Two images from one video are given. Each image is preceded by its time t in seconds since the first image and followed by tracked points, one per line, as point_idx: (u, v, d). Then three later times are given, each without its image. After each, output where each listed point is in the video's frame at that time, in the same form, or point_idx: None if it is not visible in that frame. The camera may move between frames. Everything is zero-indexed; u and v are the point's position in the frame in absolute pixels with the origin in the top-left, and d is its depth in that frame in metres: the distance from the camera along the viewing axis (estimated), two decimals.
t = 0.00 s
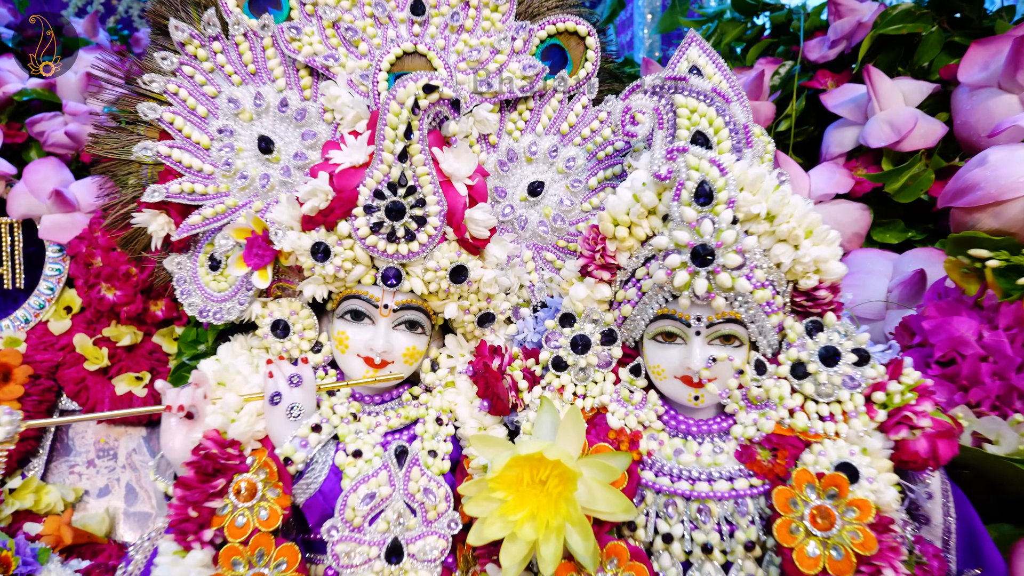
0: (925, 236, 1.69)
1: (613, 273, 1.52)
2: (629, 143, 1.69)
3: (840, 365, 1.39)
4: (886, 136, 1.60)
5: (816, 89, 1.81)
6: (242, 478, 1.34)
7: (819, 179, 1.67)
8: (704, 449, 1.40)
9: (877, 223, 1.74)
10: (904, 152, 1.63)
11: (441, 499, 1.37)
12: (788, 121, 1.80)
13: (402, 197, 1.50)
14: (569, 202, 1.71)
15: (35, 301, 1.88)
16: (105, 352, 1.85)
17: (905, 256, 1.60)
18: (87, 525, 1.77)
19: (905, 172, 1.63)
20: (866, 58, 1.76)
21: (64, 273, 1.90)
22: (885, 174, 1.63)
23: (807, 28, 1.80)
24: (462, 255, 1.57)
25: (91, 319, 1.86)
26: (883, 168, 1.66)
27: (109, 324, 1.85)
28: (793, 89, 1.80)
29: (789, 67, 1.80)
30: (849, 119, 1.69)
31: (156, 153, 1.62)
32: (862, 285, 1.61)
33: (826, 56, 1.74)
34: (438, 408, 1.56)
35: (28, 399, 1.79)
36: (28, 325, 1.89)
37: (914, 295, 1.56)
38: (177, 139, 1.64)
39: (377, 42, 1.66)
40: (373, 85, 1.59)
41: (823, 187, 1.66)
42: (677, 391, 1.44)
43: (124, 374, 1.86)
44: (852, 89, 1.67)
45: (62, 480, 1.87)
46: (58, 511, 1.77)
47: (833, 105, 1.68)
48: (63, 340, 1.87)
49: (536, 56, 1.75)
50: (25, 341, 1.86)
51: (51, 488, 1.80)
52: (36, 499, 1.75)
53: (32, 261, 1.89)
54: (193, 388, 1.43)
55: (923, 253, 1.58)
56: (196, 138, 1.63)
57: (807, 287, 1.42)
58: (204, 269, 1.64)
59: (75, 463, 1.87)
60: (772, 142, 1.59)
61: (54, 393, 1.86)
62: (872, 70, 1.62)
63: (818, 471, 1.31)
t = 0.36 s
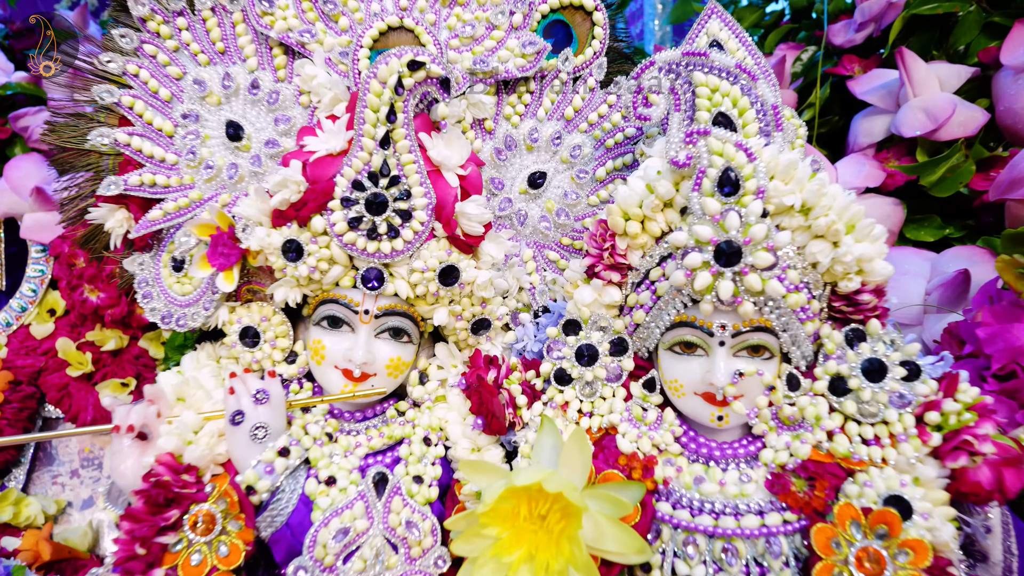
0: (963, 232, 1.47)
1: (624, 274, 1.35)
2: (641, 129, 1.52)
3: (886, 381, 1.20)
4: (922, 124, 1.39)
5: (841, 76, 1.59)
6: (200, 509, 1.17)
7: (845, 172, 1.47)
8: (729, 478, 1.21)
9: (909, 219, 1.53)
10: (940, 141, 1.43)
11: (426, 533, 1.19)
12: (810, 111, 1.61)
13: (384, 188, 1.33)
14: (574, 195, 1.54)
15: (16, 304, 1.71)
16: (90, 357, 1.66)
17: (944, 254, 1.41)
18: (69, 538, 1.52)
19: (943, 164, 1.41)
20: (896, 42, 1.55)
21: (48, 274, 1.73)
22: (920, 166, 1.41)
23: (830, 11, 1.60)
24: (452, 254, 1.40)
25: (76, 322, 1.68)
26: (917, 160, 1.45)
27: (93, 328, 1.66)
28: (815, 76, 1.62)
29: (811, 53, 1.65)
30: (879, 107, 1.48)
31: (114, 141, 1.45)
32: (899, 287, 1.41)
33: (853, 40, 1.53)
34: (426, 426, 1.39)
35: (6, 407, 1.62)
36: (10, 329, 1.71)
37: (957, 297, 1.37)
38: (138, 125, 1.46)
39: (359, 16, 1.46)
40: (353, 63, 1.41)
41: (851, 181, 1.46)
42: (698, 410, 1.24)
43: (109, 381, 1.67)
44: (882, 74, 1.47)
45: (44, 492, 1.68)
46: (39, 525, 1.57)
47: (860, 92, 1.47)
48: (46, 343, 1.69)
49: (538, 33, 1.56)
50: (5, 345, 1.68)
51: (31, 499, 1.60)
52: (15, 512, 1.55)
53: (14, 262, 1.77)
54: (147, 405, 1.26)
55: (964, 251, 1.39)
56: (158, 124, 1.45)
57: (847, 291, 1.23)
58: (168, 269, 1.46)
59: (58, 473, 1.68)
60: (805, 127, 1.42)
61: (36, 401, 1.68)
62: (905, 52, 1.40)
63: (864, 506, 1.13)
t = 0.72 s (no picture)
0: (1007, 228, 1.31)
1: (637, 273, 1.23)
2: (656, 115, 1.39)
3: (932, 394, 1.06)
4: (962, 112, 1.24)
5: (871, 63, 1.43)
6: (168, 531, 1.05)
7: (876, 165, 1.33)
8: (755, 501, 1.07)
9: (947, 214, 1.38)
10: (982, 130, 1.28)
11: (414, 561, 1.08)
12: (838, 99, 1.45)
13: (371, 178, 1.21)
14: (584, 186, 1.41)
15: (16, 303, 1.59)
16: (90, 358, 1.54)
17: (987, 251, 1.25)
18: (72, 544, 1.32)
19: (985, 154, 1.26)
20: (932, 25, 1.39)
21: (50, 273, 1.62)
22: (959, 156, 1.27)
23: None
24: (448, 252, 1.27)
25: (77, 322, 1.56)
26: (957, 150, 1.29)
27: (93, 328, 1.56)
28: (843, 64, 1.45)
29: (839, 39, 1.47)
30: (913, 94, 1.33)
31: (86, 130, 1.34)
32: (941, 288, 1.25)
33: (885, 24, 1.37)
34: (420, 439, 1.28)
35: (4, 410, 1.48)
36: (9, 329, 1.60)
37: (1002, 299, 1.21)
38: (112, 113, 1.36)
39: None
40: (340, 43, 1.29)
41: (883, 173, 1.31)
42: (718, 425, 1.11)
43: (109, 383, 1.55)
44: (918, 58, 1.31)
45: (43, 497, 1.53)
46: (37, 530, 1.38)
47: (893, 79, 1.32)
48: (46, 345, 1.57)
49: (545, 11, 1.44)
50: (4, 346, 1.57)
51: (29, 504, 1.39)
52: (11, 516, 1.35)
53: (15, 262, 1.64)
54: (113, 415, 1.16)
55: (1010, 247, 1.23)
56: (133, 112, 1.35)
57: (888, 292, 1.10)
58: (144, 268, 1.35)
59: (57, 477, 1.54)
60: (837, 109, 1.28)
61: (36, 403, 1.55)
62: (943, 33, 1.25)
63: (908, 537, 0.99)
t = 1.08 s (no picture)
0: None
1: (654, 271, 1.16)
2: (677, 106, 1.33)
3: (975, 401, 0.98)
4: (1006, 101, 1.15)
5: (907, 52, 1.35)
6: (165, 536, 1.03)
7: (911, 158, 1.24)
8: (779, 515, 1.00)
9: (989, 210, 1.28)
10: None
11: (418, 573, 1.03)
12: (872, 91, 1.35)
13: (376, 172, 1.17)
14: (601, 180, 1.35)
15: (41, 303, 1.60)
16: (113, 358, 1.56)
17: None
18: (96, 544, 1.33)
19: None
20: (973, 10, 1.29)
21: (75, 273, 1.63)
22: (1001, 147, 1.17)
23: None
24: (456, 249, 1.22)
25: (100, 322, 1.58)
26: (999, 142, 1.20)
27: (117, 327, 1.57)
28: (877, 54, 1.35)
29: (872, 28, 1.37)
30: (953, 83, 1.24)
31: (93, 127, 1.32)
32: (982, 287, 1.16)
33: (921, 12, 1.29)
34: (426, 444, 1.23)
35: (31, 408, 1.48)
36: (36, 329, 1.61)
37: None
38: (118, 110, 1.33)
39: None
40: (347, 33, 1.24)
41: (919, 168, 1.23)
42: (739, 431, 1.05)
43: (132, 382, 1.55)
44: (957, 46, 1.23)
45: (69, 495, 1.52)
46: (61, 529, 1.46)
47: (929, 68, 1.23)
48: (71, 344, 1.58)
49: None
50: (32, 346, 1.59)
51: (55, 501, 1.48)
52: (36, 515, 1.44)
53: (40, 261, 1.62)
54: (112, 417, 1.13)
55: None
56: (140, 108, 1.33)
57: (926, 290, 1.02)
58: (150, 266, 1.32)
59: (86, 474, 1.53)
60: (871, 96, 1.20)
61: (61, 403, 1.53)
62: (984, 18, 1.17)
63: (949, 556, 0.92)
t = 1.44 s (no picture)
0: None
1: (664, 265, 1.13)
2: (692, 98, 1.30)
3: (1000, 400, 0.93)
4: None
5: (941, 43, 1.27)
6: (172, 527, 1.04)
7: (943, 151, 1.21)
8: (791, 517, 0.96)
9: None
10: None
11: (421, 569, 1.03)
12: (901, 83, 1.29)
13: (383, 167, 1.16)
14: (613, 175, 1.32)
15: (77, 302, 1.63)
16: (144, 355, 1.56)
17: None
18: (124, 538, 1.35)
19: None
20: None
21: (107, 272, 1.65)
22: None
23: None
24: (463, 243, 1.20)
25: (133, 321, 1.58)
26: None
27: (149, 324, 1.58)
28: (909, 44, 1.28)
29: (904, 18, 1.29)
30: (987, 73, 1.20)
31: (111, 126, 1.35)
32: (1012, 283, 1.09)
33: None
34: (434, 440, 1.23)
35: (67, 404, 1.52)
36: (71, 327, 1.65)
37: None
38: (136, 108, 1.36)
39: None
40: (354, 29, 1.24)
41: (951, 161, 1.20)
42: (748, 429, 1.01)
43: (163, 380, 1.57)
44: (992, 34, 1.18)
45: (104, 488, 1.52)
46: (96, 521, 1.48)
47: (964, 58, 1.19)
48: (105, 341, 1.58)
49: None
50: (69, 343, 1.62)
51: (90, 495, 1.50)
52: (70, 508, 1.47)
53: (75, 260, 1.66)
54: (123, 410, 1.14)
55: None
56: (155, 106, 1.35)
57: (947, 284, 0.97)
58: (166, 262, 1.34)
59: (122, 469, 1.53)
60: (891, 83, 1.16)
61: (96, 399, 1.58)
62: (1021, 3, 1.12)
63: (969, 563, 0.87)
